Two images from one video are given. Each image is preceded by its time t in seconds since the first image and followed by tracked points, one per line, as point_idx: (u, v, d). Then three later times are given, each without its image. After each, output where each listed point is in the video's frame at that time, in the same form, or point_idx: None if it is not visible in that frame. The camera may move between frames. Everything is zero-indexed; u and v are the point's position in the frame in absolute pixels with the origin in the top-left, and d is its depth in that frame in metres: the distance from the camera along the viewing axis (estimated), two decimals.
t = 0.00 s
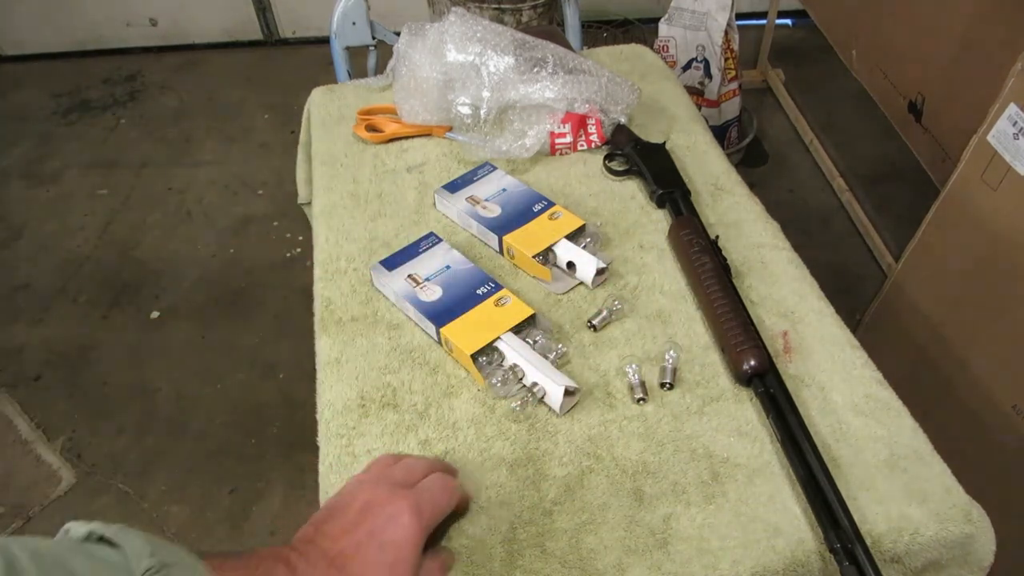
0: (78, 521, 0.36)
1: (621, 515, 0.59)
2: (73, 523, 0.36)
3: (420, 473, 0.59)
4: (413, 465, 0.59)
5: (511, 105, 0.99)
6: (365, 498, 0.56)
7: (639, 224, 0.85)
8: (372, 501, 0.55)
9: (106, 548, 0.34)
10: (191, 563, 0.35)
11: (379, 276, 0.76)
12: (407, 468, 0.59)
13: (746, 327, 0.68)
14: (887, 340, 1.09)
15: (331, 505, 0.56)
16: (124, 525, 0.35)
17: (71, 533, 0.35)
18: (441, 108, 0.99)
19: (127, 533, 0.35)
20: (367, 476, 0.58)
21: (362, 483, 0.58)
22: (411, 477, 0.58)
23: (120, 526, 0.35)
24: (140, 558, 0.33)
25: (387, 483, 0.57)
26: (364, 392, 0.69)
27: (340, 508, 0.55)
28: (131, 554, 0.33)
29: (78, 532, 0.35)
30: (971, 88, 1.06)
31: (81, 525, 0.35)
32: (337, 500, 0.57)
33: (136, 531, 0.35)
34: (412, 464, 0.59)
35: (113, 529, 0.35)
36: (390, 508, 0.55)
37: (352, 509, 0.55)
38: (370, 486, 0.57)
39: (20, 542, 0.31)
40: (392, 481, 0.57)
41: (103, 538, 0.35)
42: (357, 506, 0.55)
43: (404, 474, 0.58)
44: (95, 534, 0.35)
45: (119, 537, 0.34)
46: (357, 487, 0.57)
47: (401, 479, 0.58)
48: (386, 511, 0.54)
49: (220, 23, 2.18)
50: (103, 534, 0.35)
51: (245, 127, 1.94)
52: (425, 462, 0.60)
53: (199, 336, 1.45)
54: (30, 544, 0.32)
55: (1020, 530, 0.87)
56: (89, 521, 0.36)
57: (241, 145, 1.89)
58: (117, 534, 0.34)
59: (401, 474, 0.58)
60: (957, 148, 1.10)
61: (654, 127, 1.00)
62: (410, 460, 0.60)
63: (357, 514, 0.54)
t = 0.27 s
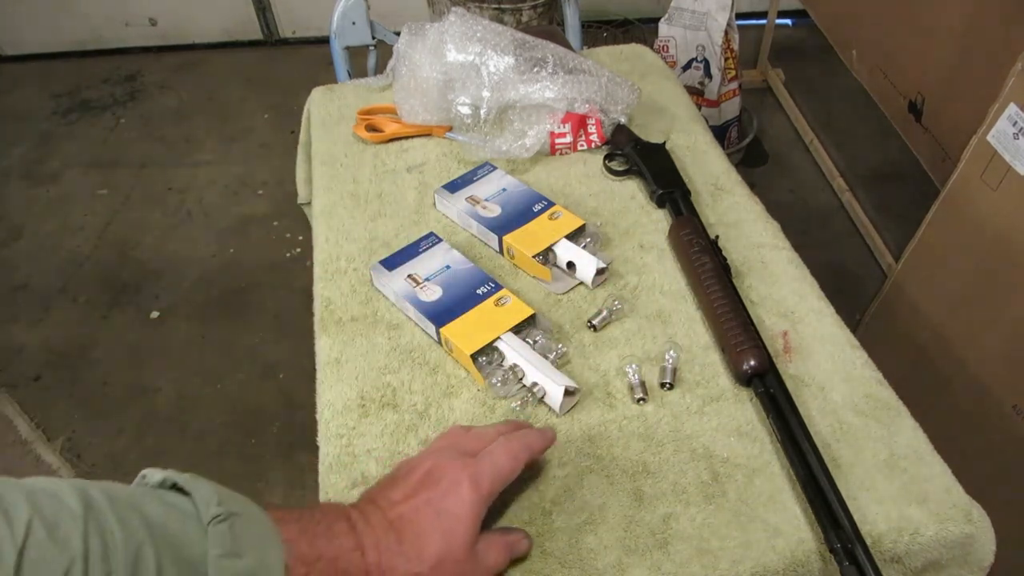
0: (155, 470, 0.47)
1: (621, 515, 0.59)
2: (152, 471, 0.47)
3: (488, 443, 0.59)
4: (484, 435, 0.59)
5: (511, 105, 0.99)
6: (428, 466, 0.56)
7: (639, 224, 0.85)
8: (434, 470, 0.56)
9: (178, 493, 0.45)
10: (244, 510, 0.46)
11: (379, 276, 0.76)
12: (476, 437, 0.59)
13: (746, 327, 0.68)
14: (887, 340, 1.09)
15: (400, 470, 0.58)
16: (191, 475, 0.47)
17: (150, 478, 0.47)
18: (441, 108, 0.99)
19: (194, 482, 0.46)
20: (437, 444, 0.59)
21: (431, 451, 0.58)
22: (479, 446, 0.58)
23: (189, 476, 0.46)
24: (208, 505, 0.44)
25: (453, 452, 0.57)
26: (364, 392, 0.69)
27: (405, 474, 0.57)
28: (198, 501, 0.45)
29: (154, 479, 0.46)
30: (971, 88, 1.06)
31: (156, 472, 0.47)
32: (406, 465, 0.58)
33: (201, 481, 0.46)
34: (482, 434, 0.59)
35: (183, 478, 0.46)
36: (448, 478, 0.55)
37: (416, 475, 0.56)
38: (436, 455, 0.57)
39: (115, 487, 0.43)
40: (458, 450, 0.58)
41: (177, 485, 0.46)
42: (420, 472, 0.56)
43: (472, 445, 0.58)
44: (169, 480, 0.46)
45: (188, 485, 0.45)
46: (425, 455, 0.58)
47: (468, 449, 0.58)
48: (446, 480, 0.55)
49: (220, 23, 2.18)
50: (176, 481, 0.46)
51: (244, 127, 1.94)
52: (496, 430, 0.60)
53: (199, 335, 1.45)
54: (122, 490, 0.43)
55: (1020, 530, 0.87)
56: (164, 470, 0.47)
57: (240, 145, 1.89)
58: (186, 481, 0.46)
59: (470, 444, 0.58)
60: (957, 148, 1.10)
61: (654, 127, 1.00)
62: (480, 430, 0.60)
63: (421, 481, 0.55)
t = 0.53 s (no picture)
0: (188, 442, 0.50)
1: (621, 514, 0.59)
2: (186, 443, 0.51)
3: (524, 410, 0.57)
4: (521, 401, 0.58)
5: (511, 105, 0.99)
6: (462, 430, 0.56)
7: (639, 224, 0.85)
8: (467, 433, 0.55)
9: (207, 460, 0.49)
10: (266, 475, 0.48)
11: (379, 276, 0.76)
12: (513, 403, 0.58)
13: (746, 327, 0.68)
14: (888, 340, 1.09)
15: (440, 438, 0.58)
16: (220, 443, 0.50)
17: (184, 449, 0.50)
18: (441, 108, 0.99)
19: (221, 449, 0.49)
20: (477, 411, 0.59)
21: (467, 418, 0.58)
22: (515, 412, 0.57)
23: (218, 444, 0.50)
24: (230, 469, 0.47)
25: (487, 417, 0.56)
26: (364, 392, 0.69)
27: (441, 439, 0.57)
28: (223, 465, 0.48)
29: (188, 449, 0.50)
30: (971, 88, 1.06)
31: (189, 444, 0.50)
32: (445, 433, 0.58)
33: (229, 449, 0.49)
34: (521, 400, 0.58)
35: (212, 446, 0.49)
36: (478, 442, 0.54)
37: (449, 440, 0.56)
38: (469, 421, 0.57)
39: (144, 453, 0.46)
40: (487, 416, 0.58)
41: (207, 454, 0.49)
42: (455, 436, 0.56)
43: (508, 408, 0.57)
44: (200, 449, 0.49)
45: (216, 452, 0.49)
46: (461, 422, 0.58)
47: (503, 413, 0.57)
48: (477, 443, 0.54)
49: (220, 23, 2.18)
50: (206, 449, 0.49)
51: (244, 127, 1.94)
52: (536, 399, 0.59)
53: (199, 335, 1.45)
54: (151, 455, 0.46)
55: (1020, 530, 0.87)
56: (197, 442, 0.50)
57: (240, 145, 1.89)
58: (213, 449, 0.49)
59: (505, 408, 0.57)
60: (957, 148, 1.10)
61: (655, 127, 1.00)
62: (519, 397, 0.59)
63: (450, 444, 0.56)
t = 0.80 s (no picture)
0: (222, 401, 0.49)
1: (621, 514, 0.59)
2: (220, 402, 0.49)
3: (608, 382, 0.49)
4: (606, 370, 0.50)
5: (511, 105, 0.98)
6: (528, 395, 0.50)
7: (639, 224, 0.85)
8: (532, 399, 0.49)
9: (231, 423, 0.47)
10: (287, 437, 0.46)
11: (379, 275, 0.76)
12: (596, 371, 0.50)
13: (746, 327, 0.68)
14: (888, 339, 1.09)
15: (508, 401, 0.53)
16: (245, 404, 0.48)
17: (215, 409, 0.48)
18: (441, 108, 0.99)
19: (244, 411, 0.47)
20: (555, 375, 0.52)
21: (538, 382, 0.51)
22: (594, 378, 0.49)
23: (243, 405, 0.47)
24: (247, 433, 0.45)
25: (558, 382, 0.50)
26: (364, 392, 0.69)
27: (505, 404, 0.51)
28: (243, 428, 0.46)
29: (218, 409, 0.48)
30: (971, 89, 1.06)
31: (220, 403, 0.48)
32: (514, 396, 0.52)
33: (255, 410, 0.47)
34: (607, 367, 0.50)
35: (238, 409, 0.47)
36: (539, 412, 0.48)
37: (512, 406, 0.50)
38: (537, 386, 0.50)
39: (165, 415, 0.45)
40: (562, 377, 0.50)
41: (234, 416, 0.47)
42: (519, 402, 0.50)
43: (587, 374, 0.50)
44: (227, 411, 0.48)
45: (240, 415, 0.47)
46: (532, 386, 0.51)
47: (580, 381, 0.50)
48: (540, 413, 0.48)
49: (220, 23, 2.18)
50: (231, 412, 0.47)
51: (244, 127, 1.94)
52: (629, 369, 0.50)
53: (199, 335, 1.45)
54: (172, 417, 0.45)
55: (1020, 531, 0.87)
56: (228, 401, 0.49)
57: (240, 145, 1.89)
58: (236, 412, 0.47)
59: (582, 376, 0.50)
60: (957, 148, 1.10)
61: (654, 127, 1.00)
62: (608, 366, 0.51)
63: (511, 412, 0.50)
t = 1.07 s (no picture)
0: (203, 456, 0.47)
1: (621, 515, 0.59)
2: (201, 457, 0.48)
3: (550, 493, 0.55)
4: (548, 480, 0.56)
5: (511, 105, 0.98)
6: (494, 493, 0.53)
7: (640, 224, 0.85)
8: (500, 502, 0.52)
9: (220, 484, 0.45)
10: (278, 510, 0.45)
11: (379, 276, 0.76)
12: (540, 478, 0.56)
13: (746, 328, 0.68)
14: (888, 339, 1.09)
15: (459, 486, 0.55)
16: (235, 467, 0.46)
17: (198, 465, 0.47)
18: (441, 108, 0.99)
19: (236, 475, 0.46)
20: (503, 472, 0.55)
21: (494, 478, 0.55)
22: (543, 492, 0.55)
23: (233, 468, 0.46)
24: (242, 503, 0.44)
25: (519, 489, 0.53)
26: (364, 392, 0.69)
27: (465, 494, 0.54)
28: (235, 495, 0.44)
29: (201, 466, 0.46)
30: (972, 88, 1.06)
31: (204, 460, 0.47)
32: (467, 483, 0.55)
33: (244, 475, 0.46)
34: (548, 479, 0.56)
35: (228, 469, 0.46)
36: (511, 516, 0.51)
37: (477, 500, 0.53)
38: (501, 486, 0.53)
39: (157, 472, 0.43)
40: (525, 488, 0.54)
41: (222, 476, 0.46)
42: (484, 498, 0.53)
43: (536, 488, 0.55)
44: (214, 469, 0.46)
45: (229, 477, 0.45)
46: (488, 480, 0.55)
47: (532, 490, 0.54)
48: (508, 516, 0.51)
49: (220, 23, 2.18)
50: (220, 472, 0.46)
51: (244, 127, 1.94)
52: (560, 481, 0.56)
53: (199, 335, 1.45)
54: (163, 475, 0.43)
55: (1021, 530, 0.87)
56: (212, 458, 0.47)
57: (240, 145, 1.89)
58: (226, 472, 0.46)
59: (533, 486, 0.55)
60: (957, 148, 1.10)
61: (654, 127, 1.00)
62: (546, 472, 0.57)
63: (480, 507, 0.52)
